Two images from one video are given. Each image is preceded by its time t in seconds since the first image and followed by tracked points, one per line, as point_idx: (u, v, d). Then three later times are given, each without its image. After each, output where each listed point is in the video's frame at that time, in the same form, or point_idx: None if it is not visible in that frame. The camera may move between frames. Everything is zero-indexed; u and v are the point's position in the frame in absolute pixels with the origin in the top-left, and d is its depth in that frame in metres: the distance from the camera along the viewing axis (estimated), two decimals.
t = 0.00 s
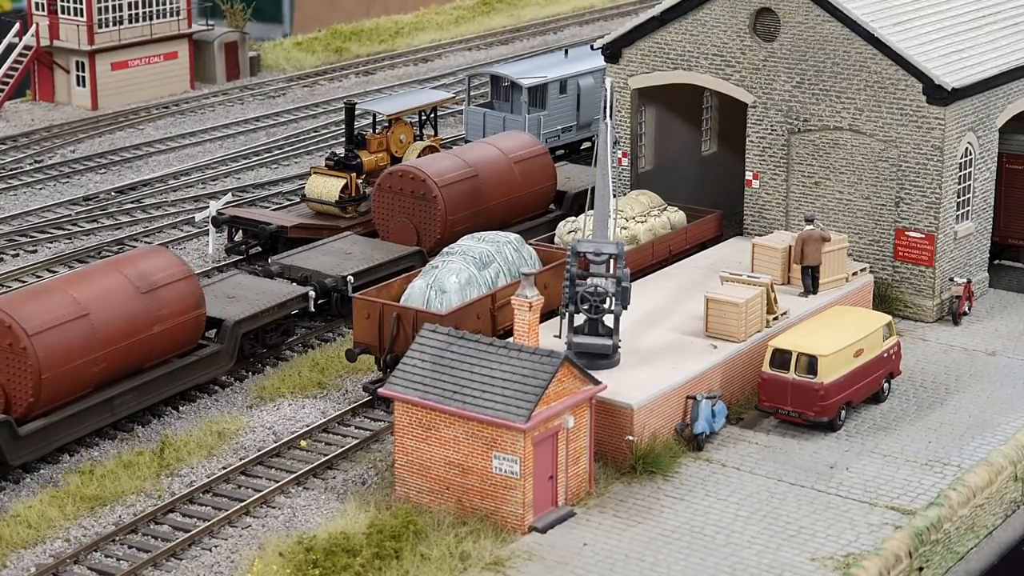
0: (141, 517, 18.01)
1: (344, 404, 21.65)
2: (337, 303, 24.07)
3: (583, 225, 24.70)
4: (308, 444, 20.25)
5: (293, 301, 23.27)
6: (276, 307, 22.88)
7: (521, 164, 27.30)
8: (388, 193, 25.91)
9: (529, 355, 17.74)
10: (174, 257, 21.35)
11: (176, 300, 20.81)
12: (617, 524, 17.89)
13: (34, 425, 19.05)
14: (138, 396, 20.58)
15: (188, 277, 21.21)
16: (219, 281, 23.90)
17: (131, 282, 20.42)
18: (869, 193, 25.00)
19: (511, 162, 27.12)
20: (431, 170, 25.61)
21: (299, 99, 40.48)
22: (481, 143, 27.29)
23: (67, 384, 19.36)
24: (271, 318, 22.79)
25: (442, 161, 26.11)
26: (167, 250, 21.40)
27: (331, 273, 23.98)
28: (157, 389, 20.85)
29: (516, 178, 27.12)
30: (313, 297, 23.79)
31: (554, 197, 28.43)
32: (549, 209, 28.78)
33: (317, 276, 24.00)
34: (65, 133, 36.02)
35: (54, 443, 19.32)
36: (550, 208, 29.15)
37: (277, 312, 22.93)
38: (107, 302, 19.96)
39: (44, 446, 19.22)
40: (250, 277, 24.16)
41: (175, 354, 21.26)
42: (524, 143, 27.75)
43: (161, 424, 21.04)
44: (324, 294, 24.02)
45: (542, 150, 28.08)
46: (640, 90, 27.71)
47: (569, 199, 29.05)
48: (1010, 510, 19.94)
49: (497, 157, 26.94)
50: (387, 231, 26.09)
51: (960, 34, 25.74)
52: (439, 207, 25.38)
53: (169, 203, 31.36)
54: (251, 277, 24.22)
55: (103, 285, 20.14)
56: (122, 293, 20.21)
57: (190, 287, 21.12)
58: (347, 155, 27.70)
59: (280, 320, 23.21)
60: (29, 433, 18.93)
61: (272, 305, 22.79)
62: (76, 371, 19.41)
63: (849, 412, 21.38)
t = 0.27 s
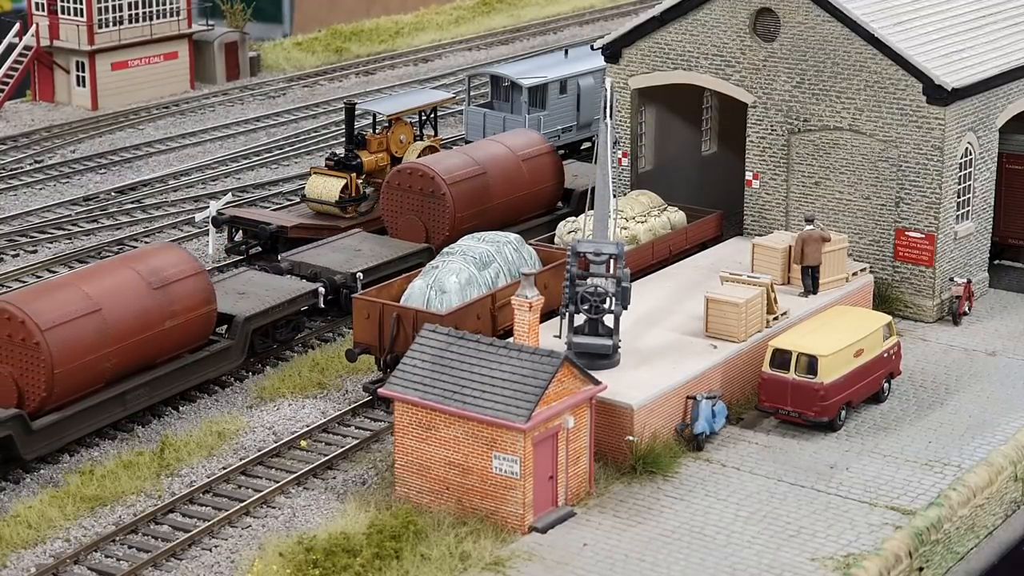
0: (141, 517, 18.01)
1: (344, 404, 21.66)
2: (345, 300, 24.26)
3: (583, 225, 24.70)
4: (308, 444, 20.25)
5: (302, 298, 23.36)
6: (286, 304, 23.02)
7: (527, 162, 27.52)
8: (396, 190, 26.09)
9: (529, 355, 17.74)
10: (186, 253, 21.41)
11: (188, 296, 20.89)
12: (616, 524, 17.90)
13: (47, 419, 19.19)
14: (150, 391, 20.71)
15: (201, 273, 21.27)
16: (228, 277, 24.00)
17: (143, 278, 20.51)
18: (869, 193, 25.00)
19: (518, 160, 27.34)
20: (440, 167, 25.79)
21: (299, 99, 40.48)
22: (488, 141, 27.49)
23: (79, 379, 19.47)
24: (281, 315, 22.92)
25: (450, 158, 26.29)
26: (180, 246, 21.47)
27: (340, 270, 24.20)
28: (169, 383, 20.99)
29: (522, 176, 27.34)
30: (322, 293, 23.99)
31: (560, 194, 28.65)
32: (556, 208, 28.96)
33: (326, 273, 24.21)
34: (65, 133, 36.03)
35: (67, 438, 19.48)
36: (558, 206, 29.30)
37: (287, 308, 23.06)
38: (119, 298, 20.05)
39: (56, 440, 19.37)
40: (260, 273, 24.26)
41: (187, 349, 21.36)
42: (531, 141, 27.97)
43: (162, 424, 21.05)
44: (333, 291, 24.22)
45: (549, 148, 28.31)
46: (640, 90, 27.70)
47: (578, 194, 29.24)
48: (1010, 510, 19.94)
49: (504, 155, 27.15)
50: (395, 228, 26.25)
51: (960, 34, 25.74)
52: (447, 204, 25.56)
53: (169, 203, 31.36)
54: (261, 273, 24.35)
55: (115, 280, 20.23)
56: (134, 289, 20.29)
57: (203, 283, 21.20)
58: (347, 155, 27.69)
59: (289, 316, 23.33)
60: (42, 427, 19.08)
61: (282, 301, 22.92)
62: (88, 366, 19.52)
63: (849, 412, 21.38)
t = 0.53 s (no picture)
0: (141, 517, 18.01)
1: (344, 404, 21.65)
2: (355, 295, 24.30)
3: (584, 226, 24.69)
4: (308, 444, 20.25)
5: (312, 293, 23.52)
6: (296, 300, 23.22)
7: (535, 160, 27.70)
8: (405, 187, 26.24)
9: (529, 355, 17.74)
10: (197, 250, 21.74)
11: (198, 291, 21.19)
12: (616, 524, 17.90)
13: (60, 414, 19.42)
14: (162, 386, 20.95)
15: (212, 270, 21.60)
16: (238, 274, 24.14)
17: (155, 274, 20.82)
18: (869, 193, 25.00)
19: (526, 157, 27.55)
20: (448, 165, 25.97)
21: (299, 99, 40.49)
22: (496, 138, 27.67)
23: (91, 373, 19.74)
24: (291, 311, 23.16)
25: (459, 156, 26.46)
26: (190, 243, 21.80)
27: (349, 266, 24.22)
28: (180, 378, 21.22)
29: (530, 173, 27.52)
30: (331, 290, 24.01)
31: (568, 192, 28.83)
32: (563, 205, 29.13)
33: (336, 270, 24.22)
34: (65, 133, 36.02)
35: (80, 433, 19.70)
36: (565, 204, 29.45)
37: (297, 304, 23.28)
38: (131, 294, 20.36)
39: (69, 434, 19.59)
40: (270, 270, 24.41)
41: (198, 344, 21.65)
42: (539, 139, 28.16)
43: (162, 424, 21.04)
44: (342, 287, 24.24)
45: (556, 146, 28.50)
46: (640, 91, 27.70)
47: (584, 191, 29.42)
48: (1010, 510, 19.94)
49: (512, 153, 27.34)
50: (403, 225, 26.40)
51: (960, 34, 25.74)
52: (456, 201, 25.72)
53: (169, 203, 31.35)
54: (270, 270, 24.41)
55: (127, 276, 20.54)
56: (146, 285, 20.61)
57: (213, 279, 21.50)
58: (347, 155, 27.67)
59: (299, 312, 23.56)
60: (54, 421, 19.30)
61: (292, 297, 23.14)
62: (100, 360, 19.79)
63: (849, 412, 21.38)
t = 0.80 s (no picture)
0: (141, 517, 18.01)
1: (344, 404, 21.65)
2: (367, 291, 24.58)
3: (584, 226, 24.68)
4: (308, 445, 20.25)
5: (324, 289, 23.85)
6: (308, 295, 23.46)
7: (545, 157, 27.93)
8: (416, 184, 26.49)
9: (529, 355, 17.74)
10: (210, 245, 21.96)
11: (211, 287, 21.41)
12: (616, 524, 17.90)
13: (75, 407, 19.67)
14: (176, 379, 21.21)
15: (225, 265, 21.81)
16: (251, 269, 24.45)
17: (168, 269, 21.03)
18: (869, 193, 25.00)
19: (536, 154, 27.76)
20: (458, 162, 26.21)
21: (299, 99, 40.49)
22: (507, 136, 27.94)
23: (106, 367, 19.96)
24: (303, 306, 23.39)
25: (469, 153, 26.72)
26: (203, 238, 22.02)
27: (361, 262, 24.48)
28: (193, 372, 21.48)
29: (540, 170, 27.75)
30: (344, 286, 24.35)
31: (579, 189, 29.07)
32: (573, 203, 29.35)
33: (348, 265, 24.54)
34: (65, 133, 36.02)
35: (94, 426, 19.98)
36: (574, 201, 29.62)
37: (309, 299, 23.52)
38: (145, 288, 20.57)
39: (84, 427, 19.86)
40: (282, 266, 24.70)
41: (211, 339, 21.88)
42: (549, 136, 28.40)
43: (162, 424, 21.05)
44: (354, 283, 24.55)
45: (567, 143, 28.73)
46: (640, 91, 27.71)
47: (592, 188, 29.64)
48: (1010, 510, 19.95)
49: (523, 150, 27.59)
50: (414, 221, 26.63)
51: (960, 34, 25.74)
52: (466, 197, 25.96)
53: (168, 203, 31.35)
54: (283, 266, 24.76)
55: (141, 272, 20.75)
56: (160, 280, 20.82)
57: (226, 274, 21.71)
58: (347, 156, 27.69)
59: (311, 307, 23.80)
60: (70, 414, 19.55)
61: (304, 293, 23.38)
62: (115, 355, 20.00)
63: (849, 412, 21.38)
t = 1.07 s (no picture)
0: (140, 517, 18.00)
1: (345, 404, 21.65)
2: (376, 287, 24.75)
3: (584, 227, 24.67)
4: (308, 445, 20.25)
5: (335, 285, 24.06)
6: (317, 291, 23.62)
7: (552, 154, 28.16)
8: (424, 181, 26.68)
9: (529, 355, 17.74)
10: (221, 240, 22.08)
11: (223, 282, 21.53)
12: (617, 524, 17.89)
13: (87, 402, 19.84)
14: (187, 373, 21.38)
15: (236, 260, 21.93)
16: (261, 265, 24.63)
17: (180, 263, 21.15)
18: (869, 193, 25.00)
19: (544, 151, 27.98)
20: (467, 159, 26.41)
21: (299, 99, 40.49)
22: (514, 133, 28.15)
23: (118, 362, 20.09)
24: (312, 302, 23.55)
25: (477, 150, 26.92)
26: (215, 233, 22.14)
27: (370, 258, 24.66)
28: (205, 367, 21.66)
29: (547, 167, 27.97)
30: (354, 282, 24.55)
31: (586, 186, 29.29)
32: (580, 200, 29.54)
33: (357, 262, 24.71)
34: (65, 133, 36.01)
35: (106, 419, 20.16)
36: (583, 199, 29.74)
37: (319, 295, 23.69)
38: (158, 283, 20.69)
39: (96, 421, 20.05)
40: (292, 261, 24.89)
41: (223, 334, 22.04)
42: (556, 134, 28.61)
43: (162, 424, 21.04)
44: (364, 279, 24.73)
45: (574, 140, 28.94)
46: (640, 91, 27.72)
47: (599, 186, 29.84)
48: (1010, 510, 19.94)
49: (530, 147, 27.81)
50: (422, 218, 26.82)
51: (960, 35, 25.74)
52: (475, 194, 26.17)
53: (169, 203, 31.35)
54: (294, 262, 24.96)
55: (154, 266, 20.86)
56: (172, 275, 20.94)
57: (237, 269, 21.82)
58: (347, 156, 27.70)
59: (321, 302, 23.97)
60: (82, 409, 19.76)
61: (314, 288, 23.54)
62: (128, 349, 20.13)
63: (849, 412, 21.38)
